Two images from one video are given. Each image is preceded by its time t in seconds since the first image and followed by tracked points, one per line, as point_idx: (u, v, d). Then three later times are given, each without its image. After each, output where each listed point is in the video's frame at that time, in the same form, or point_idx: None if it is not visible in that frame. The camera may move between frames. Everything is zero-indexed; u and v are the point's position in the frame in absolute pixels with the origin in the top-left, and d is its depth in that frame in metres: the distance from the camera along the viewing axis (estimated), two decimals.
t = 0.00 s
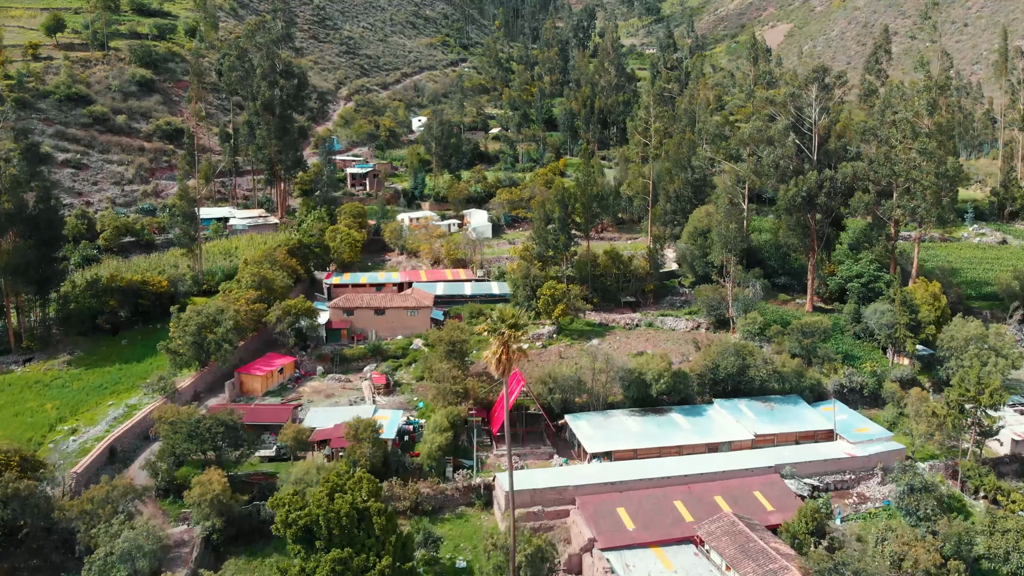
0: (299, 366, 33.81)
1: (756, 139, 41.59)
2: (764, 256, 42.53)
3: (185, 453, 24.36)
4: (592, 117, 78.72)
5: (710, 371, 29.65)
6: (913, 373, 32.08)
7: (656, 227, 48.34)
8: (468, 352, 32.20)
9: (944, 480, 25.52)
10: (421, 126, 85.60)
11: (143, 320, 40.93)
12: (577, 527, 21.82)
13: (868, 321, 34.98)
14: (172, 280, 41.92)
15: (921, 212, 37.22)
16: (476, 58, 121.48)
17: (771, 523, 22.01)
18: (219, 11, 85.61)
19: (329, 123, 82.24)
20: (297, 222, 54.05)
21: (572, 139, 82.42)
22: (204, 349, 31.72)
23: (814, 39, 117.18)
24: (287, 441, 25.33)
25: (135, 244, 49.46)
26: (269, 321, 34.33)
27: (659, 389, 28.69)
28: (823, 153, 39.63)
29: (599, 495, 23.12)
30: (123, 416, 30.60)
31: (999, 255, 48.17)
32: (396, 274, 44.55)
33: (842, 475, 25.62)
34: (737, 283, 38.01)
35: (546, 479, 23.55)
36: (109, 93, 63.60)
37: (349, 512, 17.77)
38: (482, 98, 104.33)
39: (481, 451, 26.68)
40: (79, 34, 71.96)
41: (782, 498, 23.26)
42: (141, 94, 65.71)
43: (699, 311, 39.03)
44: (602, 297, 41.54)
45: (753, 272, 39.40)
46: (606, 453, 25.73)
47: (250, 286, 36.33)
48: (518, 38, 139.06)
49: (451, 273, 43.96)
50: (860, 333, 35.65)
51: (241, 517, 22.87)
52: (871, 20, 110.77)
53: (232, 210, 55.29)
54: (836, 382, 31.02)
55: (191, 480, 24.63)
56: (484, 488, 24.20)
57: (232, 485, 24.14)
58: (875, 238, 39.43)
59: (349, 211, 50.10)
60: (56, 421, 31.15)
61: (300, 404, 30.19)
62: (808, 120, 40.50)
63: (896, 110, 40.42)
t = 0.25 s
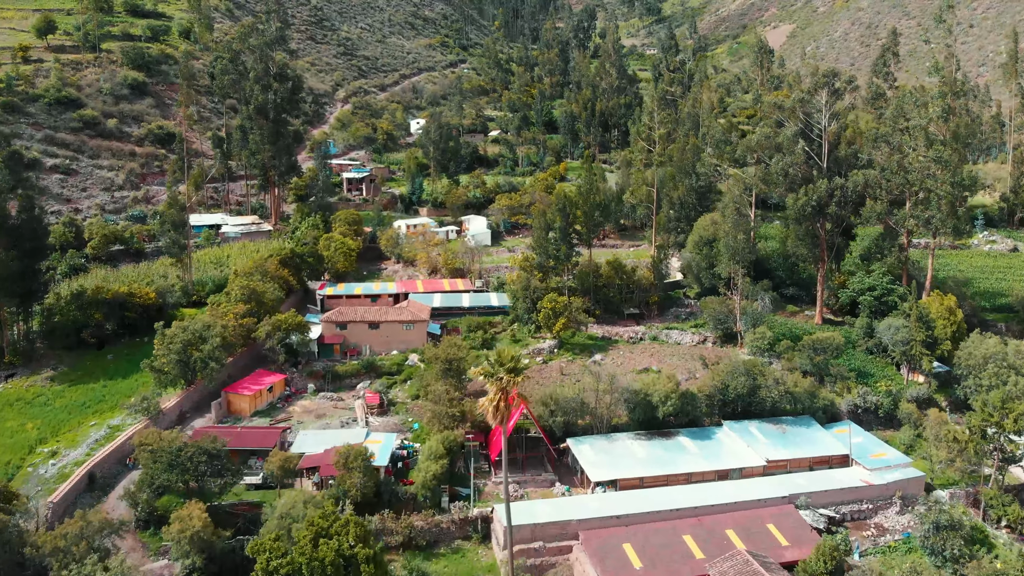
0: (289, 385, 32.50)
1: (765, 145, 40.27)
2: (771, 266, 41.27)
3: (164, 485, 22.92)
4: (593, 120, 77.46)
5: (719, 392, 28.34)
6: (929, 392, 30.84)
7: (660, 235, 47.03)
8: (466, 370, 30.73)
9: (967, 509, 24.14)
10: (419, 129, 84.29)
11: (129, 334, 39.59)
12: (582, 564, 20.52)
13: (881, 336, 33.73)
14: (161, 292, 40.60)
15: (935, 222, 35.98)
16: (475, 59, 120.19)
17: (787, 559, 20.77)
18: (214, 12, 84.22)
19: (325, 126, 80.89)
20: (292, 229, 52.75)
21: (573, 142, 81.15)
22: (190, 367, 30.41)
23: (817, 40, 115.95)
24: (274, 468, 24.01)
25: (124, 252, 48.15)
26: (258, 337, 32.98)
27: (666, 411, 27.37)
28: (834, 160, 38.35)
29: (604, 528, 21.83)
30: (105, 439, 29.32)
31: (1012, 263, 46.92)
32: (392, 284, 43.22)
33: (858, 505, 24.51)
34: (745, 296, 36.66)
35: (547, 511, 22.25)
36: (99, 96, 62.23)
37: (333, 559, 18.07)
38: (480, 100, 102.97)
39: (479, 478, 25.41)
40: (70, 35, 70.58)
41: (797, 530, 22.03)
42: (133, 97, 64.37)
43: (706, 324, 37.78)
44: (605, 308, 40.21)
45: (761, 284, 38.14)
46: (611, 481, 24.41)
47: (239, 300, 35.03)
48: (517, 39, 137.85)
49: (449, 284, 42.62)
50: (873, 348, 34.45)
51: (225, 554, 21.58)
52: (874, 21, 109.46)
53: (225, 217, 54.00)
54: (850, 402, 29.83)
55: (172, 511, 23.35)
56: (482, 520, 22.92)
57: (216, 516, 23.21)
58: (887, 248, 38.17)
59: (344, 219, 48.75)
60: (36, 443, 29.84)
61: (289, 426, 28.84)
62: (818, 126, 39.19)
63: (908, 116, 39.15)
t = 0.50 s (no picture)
0: (279, 404, 31.18)
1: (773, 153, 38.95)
2: (780, 277, 40.06)
3: (141, 520, 21.60)
4: (594, 123, 76.24)
5: (729, 414, 27.05)
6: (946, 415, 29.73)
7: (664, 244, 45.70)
8: (463, 391, 29.22)
9: (992, 542, 22.86)
10: (417, 132, 82.96)
11: (116, 348, 38.34)
12: None
13: (896, 353, 32.64)
14: (148, 304, 39.35)
15: (950, 233, 34.72)
16: (474, 60, 118.92)
17: None
18: (209, 12, 82.76)
19: (321, 129, 79.54)
20: (286, 237, 51.40)
21: (573, 145, 79.87)
22: (175, 387, 29.15)
23: (819, 41, 114.77)
24: (259, 499, 22.72)
25: (113, 261, 46.88)
26: (247, 354, 31.67)
27: (674, 436, 26.05)
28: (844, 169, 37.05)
29: (609, 567, 20.55)
30: (86, 464, 28.09)
31: None
32: (388, 294, 41.84)
33: (878, 538, 23.20)
34: (753, 310, 35.29)
35: (549, 548, 21.01)
36: (90, 100, 60.89)
37: None
38: (480, 102, 101.80)
39: (477, 508, 24.11)
40: (61, 37, 69.22)
41: (816, 569, 20.73)
42: (124, 101, 63.02)
43: (713, 338, 36.46)
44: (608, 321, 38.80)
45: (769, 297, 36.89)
46: (616, 513, 23.09)
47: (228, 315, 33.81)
48: (517, 39, 136.61)
49: (447, 294, 41.17)
50: (887, 365, 33.32)
51: None
52: (878, 21, 108.13)
53: (217, 224, 52.73)
54: (865, 424, 28.62)
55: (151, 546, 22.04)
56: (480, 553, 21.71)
57: (198, 551, 22.17)
58: (900, 259, 36.93)
59: (339, 227, 47.46)
60: (14, 466, 28.59)
61: (277, 451, 27.51)
62: (828, 133, 37.87)
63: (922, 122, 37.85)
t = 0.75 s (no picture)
0: (268, 427, 29.85)
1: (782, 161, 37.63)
2: (789, 289, 38.79)
3: (116, 561, 20.29)
4: (595, 127, 74.95)
5: (740, 440, 25.79)
6: (966, 438, 28.58)
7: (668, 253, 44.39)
8: (460, 413, 27.82)
9: None
10: (415, 135, 81.61)
11: (101, 363, 37.06)
12: None
13: (912, 372, 31.63)
14: (135, 318, 38.07)
15: (967, 245, 33.49)
16: (474, 62, 117.59)
17: None
18: (203, 14, 81.36)
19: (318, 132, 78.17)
20: (279, 245, 50.08)
21: (574, 149, 78.60)
22: (159, 410, 27.90)
23: (822, 43, 113.51)
24: (242, 537, 21.36)
25: (101, 271, 45.58)
26: (234, 373, 30.35)
27: (683, 464, 24.73)
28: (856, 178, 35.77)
29: None
30: (65, 492, 26.79)
31: None
32: (384, 306, 40.58)
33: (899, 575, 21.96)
34: (763, 325, 33.93)
35: None
36: (80, 104, 59.53)
37: None
38: (479, 104, 100.48)
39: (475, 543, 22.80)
40: (52, 39, 67.85)
41: None
42: (116, 105, 61.67)
43: (720, 353, 35.17)
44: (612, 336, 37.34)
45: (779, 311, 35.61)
46: (622, 550, 21.77)
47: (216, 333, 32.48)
48: (517, 40, 135.28)
49: (444, 307, 39.83)
50: (901, 384, 32.30)
51: None
52: (882, 22, 106.80)
53: (209, 231, 51.40)
54: (881, 449, 27.41)
55: None
56: None
57: None
58: (914, 272, 35.70)
59: (334, 236, 46.17)
60: None
61: (264, 478, 26.15)
62: (839, 140, 36.57)
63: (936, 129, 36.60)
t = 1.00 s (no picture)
0: (256, 453, 28.50)
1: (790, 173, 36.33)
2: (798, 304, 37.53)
3: None
4: (596, 133, 73.76)
5: (752, 471, 24.52)
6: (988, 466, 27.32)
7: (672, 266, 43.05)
8: (457, 441, 26.48)
9: None
10: (413, 141, 80.35)
11: (86, 383, 35.78)
12: None
13: (931, 395, 30.40)
14: (121, 335, 36.79)
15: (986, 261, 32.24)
16: (473, 65, 116.39)
17: None
18: (198, 18, 80.04)
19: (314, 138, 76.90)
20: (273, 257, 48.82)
21: (574, 155, 77.40)
22: (141, 438, 26.63)
23: (825, 46, 112.42)
24: None
25: (89, 285, 44.29)
26: (221, 397, 29.05)
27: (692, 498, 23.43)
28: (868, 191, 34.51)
29: None
30: (41, 526, 25.43)
31: None
32: (379, 322, 39.27)
33: None
34: (773, 345, 32.59)
35: None
36: (70, 111, 58.21)
37: None
38: (478, 109, 99.25)
39: None
40: (43, 44, 66.52)
41: None
42: (107, 111, 60.35)
43: (727, 373, 33.87)
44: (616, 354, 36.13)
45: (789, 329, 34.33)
46: None
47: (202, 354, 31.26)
48: (517, 44, 134.09)
49: (442, 322, 38.43)
50: (918, 407, 31.11)
51: None
52: (885, 26, 105.46)
53: (201, 242, 50.17)
54: (900, 479, 26.16)
55: None
56: None
57: None
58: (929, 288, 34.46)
59: (329, 247, 44.84)
60: None
61: (250, 511, 24.82)
62: (851, 152, 35.26)
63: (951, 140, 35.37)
